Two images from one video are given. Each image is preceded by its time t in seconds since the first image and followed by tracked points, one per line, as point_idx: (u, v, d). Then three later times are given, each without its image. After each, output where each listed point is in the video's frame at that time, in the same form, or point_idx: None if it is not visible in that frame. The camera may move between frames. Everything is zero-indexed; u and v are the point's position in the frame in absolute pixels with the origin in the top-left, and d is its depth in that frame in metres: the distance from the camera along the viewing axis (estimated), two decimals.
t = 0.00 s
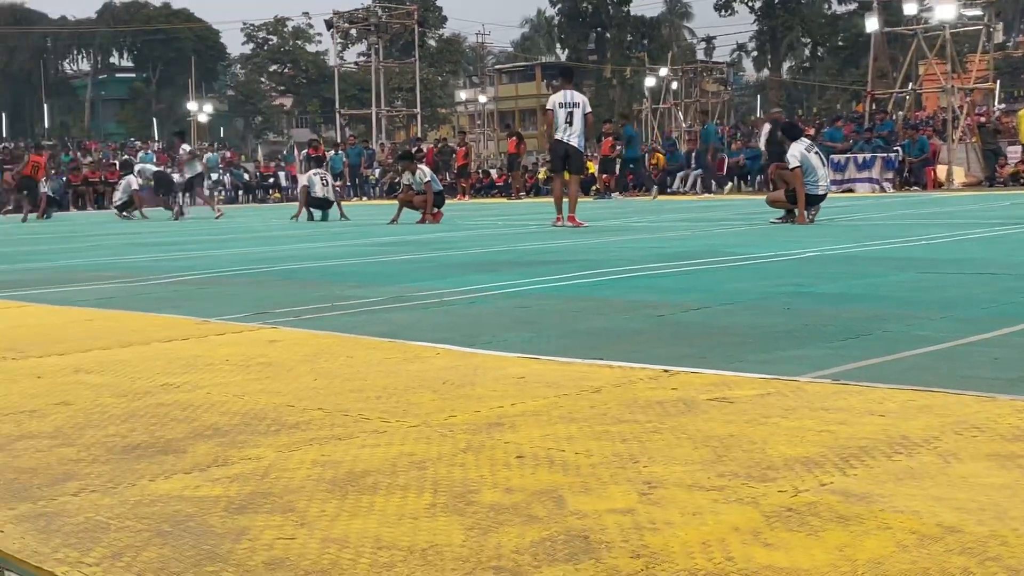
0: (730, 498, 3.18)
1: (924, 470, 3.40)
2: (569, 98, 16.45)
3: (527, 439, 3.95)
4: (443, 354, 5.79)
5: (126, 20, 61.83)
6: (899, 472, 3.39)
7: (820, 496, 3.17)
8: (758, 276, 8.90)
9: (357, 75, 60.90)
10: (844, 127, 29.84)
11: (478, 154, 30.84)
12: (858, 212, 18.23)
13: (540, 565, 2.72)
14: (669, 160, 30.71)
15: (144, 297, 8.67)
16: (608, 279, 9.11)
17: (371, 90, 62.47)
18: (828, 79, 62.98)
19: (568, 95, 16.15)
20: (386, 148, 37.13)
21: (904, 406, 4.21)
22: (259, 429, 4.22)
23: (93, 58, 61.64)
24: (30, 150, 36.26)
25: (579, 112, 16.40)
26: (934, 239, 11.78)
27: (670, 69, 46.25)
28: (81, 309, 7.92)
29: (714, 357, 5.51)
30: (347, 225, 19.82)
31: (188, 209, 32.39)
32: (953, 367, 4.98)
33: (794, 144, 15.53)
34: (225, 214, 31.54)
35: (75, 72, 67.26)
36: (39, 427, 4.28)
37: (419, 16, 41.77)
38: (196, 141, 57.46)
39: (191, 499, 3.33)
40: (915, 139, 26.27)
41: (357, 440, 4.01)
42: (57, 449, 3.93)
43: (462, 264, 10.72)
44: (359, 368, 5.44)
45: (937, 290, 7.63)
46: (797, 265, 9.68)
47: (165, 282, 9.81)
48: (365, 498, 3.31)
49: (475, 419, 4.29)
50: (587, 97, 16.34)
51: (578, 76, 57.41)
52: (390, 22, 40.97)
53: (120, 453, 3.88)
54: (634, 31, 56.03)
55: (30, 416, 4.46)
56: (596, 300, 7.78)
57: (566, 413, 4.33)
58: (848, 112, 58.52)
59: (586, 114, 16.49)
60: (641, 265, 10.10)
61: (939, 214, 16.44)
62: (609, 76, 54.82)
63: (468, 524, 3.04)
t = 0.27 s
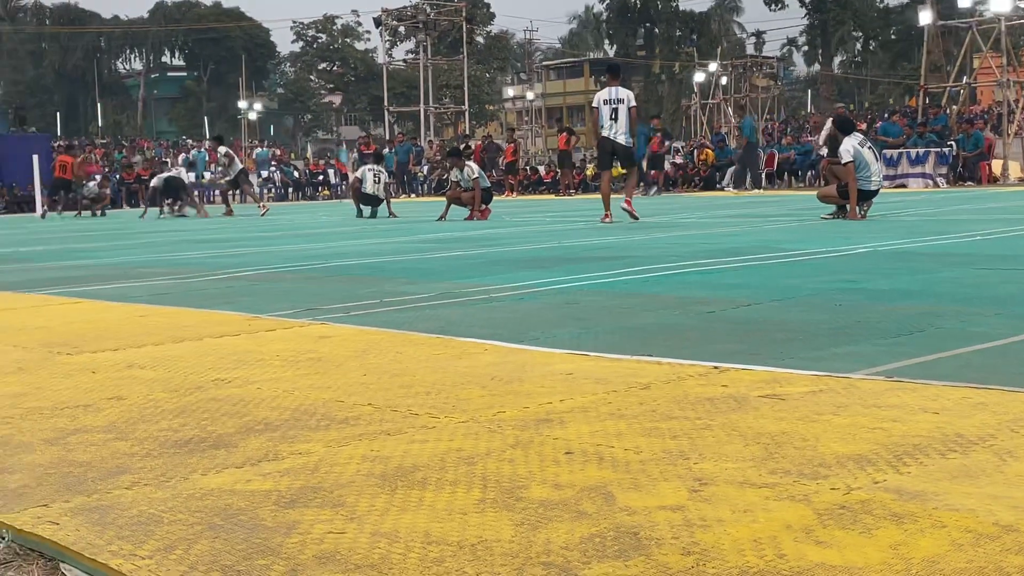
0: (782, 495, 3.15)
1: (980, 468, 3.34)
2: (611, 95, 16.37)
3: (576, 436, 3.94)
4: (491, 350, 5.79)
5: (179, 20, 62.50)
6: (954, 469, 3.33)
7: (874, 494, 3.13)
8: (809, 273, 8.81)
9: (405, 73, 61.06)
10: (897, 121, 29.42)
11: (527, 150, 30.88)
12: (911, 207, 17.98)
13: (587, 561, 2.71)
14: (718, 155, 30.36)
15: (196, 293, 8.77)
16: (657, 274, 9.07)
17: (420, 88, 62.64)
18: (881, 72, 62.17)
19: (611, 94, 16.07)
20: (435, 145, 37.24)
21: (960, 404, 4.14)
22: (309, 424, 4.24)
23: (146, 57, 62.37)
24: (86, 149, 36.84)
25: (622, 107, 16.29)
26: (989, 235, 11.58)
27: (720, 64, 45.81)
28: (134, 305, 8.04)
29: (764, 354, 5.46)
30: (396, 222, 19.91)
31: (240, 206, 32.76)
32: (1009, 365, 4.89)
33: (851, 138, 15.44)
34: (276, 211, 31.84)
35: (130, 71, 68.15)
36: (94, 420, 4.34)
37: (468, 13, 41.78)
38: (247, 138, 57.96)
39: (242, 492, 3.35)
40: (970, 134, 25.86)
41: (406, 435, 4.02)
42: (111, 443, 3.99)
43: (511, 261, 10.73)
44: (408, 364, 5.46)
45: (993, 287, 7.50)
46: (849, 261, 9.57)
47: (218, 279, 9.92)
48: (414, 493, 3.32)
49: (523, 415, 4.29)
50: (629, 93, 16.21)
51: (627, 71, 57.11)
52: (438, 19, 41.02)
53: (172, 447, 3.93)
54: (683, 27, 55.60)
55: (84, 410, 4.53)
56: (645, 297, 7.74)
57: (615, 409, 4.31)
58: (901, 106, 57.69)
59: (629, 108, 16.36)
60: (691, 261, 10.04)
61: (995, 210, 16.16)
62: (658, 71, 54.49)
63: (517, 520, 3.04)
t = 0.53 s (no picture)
0: (822, 491, 3.13)
1: None
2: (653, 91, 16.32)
3: (613, 430, 3.93)
4: (528, 345, 5.78)
5: (218, 19, 62.93)
6: (997, 466, 3.29)
7: (915, 490, 3.10)
8: (848, 268, 8.73)
9: (442, 70, 61.09)
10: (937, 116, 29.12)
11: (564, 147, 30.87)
12: (952, 203, 17.78)
13: (625, 556, 2.70)
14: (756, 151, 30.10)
15: (234, 289, 8.83)
16: (694, 271, 9.03)
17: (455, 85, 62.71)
18: (920, 67, 61.55)
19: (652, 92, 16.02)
20: (471, 141, 37.28)
21: (1003, 400, 4.09)
22: (347, 418, 4.26)
23: (184, 56, 62.82)
24: (126, 147, 37.17)
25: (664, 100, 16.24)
26: None
27: (757, 59, 45.50)
28: (175, 300, 8.11)
29: (803, 350, 5.42)
30: (433, 219, 19.95)
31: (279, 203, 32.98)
32: None
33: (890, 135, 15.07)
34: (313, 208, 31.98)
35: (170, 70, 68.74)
36: (135, 414, 4.38)
37: (504, 9, 41.77)
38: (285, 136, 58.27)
39: (281, 486, 3.37)
40: (1012, 129, 25.54)
41: (443, 430, 4.02)
42: (151, 436, 4.03)
43: (548, 256, 10.71)
44: (445, 359, 5.46)
45: None
46: (890, 257, 9.48)
47: (256, 275, 9.98)
48: (451, 486, 3.32)
49: (560, 410, 4.28)
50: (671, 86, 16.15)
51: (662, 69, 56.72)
52: (475, 16, 41.02)
53: (212, 440, 3.96)
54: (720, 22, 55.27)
55: (125, 404, 4.57)
56: (682, 292, 7.71)
57: (653, 405, 4.30)
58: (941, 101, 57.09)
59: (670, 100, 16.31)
60: (729, 257, 9.99)
61: None
62: (694, 67, 54.23)
63: (555, 514, 3.03)
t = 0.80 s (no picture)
0: (854, 491, 3.11)
1: None
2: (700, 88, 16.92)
3: (643, 428, 3.92)
4: (557, 342, 5.78)
5: (249, 17, 63.16)
6: None
7: (948, 490, 3.08)
8: (880, 266, 8.68)
9: (471, 67, 61.03)
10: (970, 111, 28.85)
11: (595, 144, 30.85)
12: (986, 199, 17.62)
13: (656, 555, 2.69)
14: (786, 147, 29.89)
15: (265, 286, 8.88)
16: (725, 268, 9.00)
17: (485, 82, 62.69)
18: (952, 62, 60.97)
19: (690, 83, 16.50)
20: (499, 138, 37.27)
21: None
22: (377, 415, 4.28)
23: (216, 54, 63.06)
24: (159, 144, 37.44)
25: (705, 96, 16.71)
26: None
27: (788, 55, 45.18)
28: (207, 296, 8.17)
29: (834, 348, 5.39)
30: (462, 216, 19.96)
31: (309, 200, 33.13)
32: None
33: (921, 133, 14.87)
34: (344, 205, 31.99)
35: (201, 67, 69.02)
36: (168, 410, 4.42)
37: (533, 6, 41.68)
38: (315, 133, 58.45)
39: (313, 483, 3.39)
40: None
41: (474, 427, 4.03)
42: (184, 432, 4.06)
43: (577, 254, 10.71)
44: (476, 356, 5.47)
45: None
46: (922, 254, 9.41)
47: (285, 272, 10.03)
48: (481, 484, 3.33)
49: (590, 408, 4.28)
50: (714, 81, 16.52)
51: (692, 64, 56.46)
52: (504, 12, 40.98)
53: (244, 437, 3.99)
54: (751, 18, 54.89)
55: (158, 400, 4.61)
56: (712, 290, 7.69)
57: (683, 403, 4.29)
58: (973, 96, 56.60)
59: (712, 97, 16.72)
60: (760, 254, 9.95)
61: None
62: (725, 63, 53.94)
63: (584, 512, 3.03)
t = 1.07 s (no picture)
0: (877, 490, 3.10)
1: None
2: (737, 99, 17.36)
3: (663, 426, 3.92)
4: (577, 340, 5.79)
5: (270, 15, 63.33)
6: None
7: (972, 489, 3.06)
8: (902, 263, 8.63)
9: (491, 64, 60.96)
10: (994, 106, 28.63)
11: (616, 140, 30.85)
12: (1009, 196, 17.47)
13: (676, 553, 2.69)
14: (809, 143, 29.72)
15: (286, 283, 8.91)
16: (745, 265, 8.98)
17: (505, 78, 62.65)
18: (976, 58, 60.37)
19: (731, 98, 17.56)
20: (520, 135, 37.23)
21: None
22: (398, 413, 4.29)
23: (237, 52, 63.21)
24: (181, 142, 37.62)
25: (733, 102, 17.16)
26: None
27: (810, 51, 44.88)
28: (229, 294, 8.21)
29: (857, 345, 5.38)
30: (482, 213, 19.96)
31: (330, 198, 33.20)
32: None
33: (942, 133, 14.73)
34: (364, 202, 32.02)
35: (222, 64, 69.18)
36: (191, 407, 4.45)
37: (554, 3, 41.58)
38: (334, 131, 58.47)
39: (334, 481, 3.40)
40: None
41: (494, 424, 4.04)
42: (206, 429, 4.08)
43: (598, 251, 10.70)
44: (496, 353, 5.47)
45: None
46: (945, 251, 9.37)
47: (306, 269, 10.07)
48: (501, 482, 3.34)
49: (610, 406, 4.28)
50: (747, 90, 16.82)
51: (713, 60, 56.23)
52: (525, 9, 40.88)
53: (266, 434, 4.01)
54: (772, 14, 54.50)
55: (181, 397, 4.64)
56: (733, 287, 7.66)
57: (703, 400, 4.29)
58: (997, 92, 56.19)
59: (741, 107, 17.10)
60: (781, 251, 9.92)
61: None
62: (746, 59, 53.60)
63: (605, 510, 3.03)
